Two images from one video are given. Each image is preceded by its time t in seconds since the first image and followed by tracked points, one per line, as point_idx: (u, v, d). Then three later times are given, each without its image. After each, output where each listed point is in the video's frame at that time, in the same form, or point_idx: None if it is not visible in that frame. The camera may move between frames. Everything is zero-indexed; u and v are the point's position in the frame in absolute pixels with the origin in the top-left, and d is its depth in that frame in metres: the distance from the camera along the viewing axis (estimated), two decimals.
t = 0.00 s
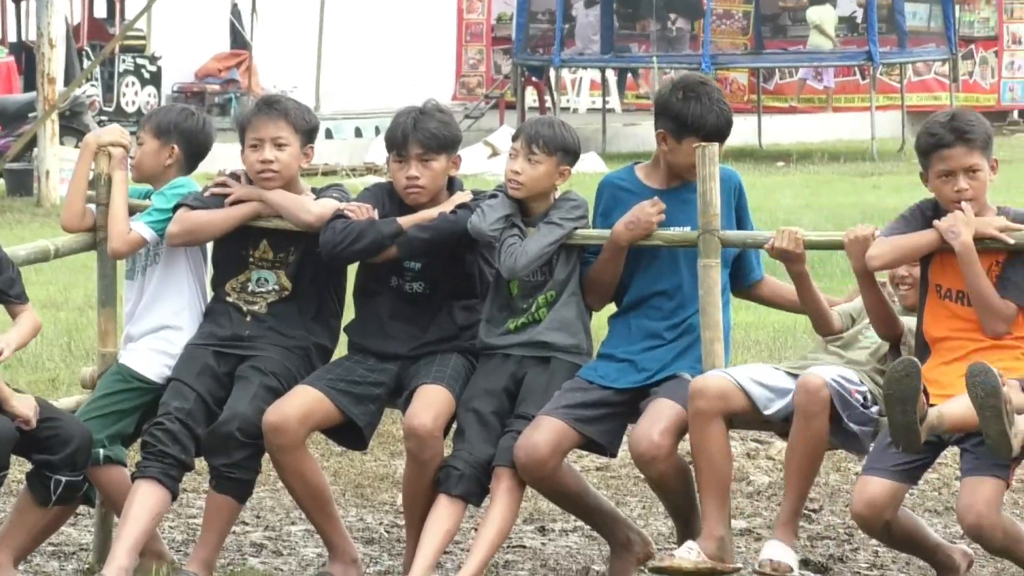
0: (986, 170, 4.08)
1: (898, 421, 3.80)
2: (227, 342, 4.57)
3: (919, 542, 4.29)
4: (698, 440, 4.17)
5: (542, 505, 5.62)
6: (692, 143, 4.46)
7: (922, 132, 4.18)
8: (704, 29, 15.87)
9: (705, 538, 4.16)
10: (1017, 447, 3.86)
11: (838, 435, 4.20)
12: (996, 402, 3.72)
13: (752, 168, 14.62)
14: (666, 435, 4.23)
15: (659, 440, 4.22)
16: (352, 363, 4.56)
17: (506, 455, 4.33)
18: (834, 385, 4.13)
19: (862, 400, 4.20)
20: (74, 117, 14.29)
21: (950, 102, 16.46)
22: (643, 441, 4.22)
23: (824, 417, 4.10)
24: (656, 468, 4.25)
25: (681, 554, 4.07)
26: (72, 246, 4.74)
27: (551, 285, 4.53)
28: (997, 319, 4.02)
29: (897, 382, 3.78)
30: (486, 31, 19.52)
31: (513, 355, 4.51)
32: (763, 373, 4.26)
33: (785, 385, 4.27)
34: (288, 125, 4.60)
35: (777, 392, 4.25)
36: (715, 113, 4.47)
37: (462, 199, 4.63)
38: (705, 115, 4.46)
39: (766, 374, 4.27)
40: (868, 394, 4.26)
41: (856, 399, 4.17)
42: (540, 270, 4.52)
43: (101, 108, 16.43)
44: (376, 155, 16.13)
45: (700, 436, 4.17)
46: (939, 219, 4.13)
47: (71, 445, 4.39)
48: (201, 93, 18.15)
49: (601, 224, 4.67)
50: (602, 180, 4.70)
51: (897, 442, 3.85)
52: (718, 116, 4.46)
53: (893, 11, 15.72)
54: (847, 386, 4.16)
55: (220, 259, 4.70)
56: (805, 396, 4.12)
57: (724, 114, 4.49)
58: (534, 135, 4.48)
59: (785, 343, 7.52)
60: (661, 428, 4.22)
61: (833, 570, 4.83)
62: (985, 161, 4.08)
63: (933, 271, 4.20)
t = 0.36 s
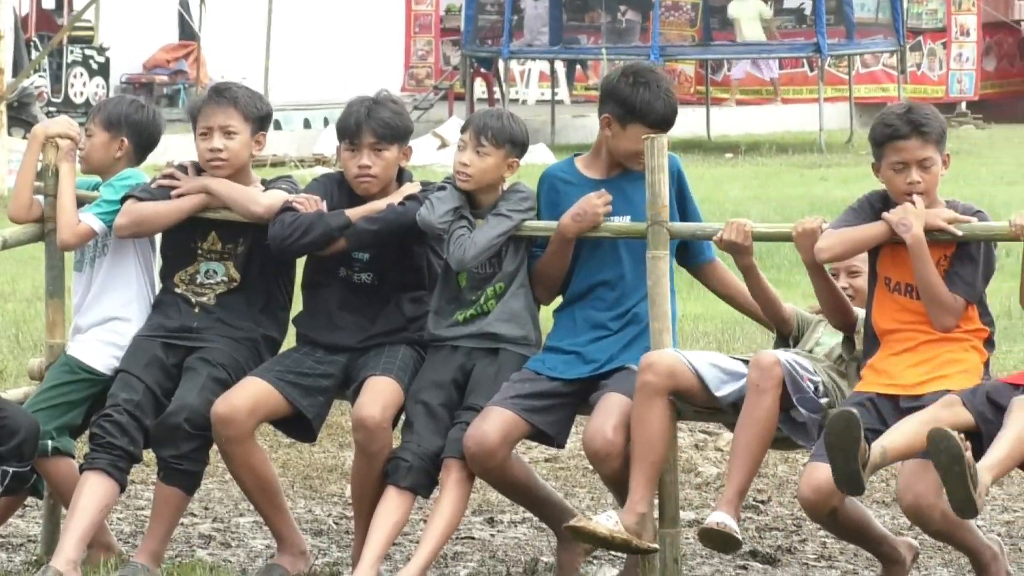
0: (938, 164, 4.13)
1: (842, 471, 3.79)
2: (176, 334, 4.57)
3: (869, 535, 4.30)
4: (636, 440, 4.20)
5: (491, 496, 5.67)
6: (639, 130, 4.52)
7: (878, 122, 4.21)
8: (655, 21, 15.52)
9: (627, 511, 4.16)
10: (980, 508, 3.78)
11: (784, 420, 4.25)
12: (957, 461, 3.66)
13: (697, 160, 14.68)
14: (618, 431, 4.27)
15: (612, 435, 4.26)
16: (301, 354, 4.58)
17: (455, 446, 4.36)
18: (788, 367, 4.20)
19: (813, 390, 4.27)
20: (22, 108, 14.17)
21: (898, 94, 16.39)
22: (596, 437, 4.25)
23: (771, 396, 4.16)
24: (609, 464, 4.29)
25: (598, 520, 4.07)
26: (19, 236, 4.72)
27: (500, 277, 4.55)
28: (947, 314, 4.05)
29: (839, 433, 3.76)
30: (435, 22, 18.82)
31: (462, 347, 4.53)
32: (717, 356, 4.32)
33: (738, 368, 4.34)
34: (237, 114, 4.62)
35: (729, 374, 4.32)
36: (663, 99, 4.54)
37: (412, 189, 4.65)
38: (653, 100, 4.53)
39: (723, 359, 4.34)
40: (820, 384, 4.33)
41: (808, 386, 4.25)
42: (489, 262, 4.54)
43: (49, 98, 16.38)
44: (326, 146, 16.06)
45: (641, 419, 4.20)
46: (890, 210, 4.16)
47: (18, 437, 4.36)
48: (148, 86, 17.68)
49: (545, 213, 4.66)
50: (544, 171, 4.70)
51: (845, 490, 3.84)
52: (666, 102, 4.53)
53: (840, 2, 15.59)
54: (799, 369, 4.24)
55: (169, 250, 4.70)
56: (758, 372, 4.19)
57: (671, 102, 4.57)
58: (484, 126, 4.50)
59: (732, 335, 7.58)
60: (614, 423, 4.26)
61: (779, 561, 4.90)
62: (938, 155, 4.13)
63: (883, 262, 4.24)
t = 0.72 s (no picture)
0: (895, 160, 4.16)
1: (822, 551, 3.85)
2: (133, 328, 4.57)
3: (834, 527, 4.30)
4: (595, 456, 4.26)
5: (450, 490, 5.70)
6: (539, 127, 4.43)
7: (837, 117, 4.24)
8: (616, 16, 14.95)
9: (591, 539, 4.21)
10: None
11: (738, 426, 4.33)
12: (936, 560, 3.75)
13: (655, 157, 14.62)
14: (563, 436, 4.28)
15: (556, 440, 4.27)
16: (258, 350, 4.59)
17: (412, 441, 4.38)
18: (734, 390, 4.26)
19: (764, 400, 4.35)
20: None
21: (858, 89, 16.17)
22: (540, 442, 4.27)
23: (716, 422, 4.21)
24: (554, 467, 4.31)
25: (565, 549, 4.10)
26: None
27: (458, 273, 4.57)
28: (900, 310, 4.09)
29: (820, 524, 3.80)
30: (394, 18, 18.20)
31: (421, 342, 4.55)
32: (665, 366, 4.35)
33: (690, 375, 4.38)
34: (194, 110, 4.61)
35: (682, 383, 4.35)
36: (565, 88, 4.41)
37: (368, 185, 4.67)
38: (552, 91, 4.41)
39: (671, 366, 4.36)
40: (773, 385, 4.40)
41: (759, 399, 4.32)
42: (447, 258, 4.56)
43: (7, 93, 16.20)
44: (285, 141, 15.97)
45: (599, 445, 4.26)
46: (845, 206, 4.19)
47: None
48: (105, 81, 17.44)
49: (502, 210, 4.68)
50: (496, 171, 4.73)
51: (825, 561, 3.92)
52: (566, 91, 4.41)
53: None
54: (746, 388, 4.29)
55: (128, 246, 4.70)
56: (703, 401, 4.24)
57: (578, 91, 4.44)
58: (436, 121, 4.52)
59: (692, 331, 7.61)
60: (559, 428, 4.27)
61: (738, 557, 4.94)
62: (896, 151, 4.16)
63: (839, 257, 4.28)
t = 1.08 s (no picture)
0: (858, 163, 4.16)
1: (791, 516, 3.89)
2: (94, 330, 4.57)
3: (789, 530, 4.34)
4: (560, 445, 4.29)
5: (411, 492, 5.71)
6: (474, 137, 4.45)
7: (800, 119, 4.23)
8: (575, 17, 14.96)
9: (557, 533, 4.22)
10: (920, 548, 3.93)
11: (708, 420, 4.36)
12: (894, 504, 3.78)
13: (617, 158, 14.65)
14: (529, 435, 4.30)
15: (522, 439, 4.29)
16: (220, 351, 4.60)
17: (373, 442, 4.39)
18: (714, 380, 4.30)
19: (736, 397, 4.38)
20: None
21: (819, 90, 16.23)
22: (507, 438, 4.29)
23: (692, 411, 4.24)
24: (521, 466, 4.34)
25: (532, 540, 4.12)
26: None
27: (420, 274, 4.58)
28: (861, 310, 4.13)
29: (793, 483, 3.84)
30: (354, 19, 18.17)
31: (382, 343, 4.56)
32: (637, 362, 4.38)
33: (657, 371, 4.41)
34: (153, 110, 4.62)
35: (649, 380, 4.38)
36: (497, 97, 4.41)
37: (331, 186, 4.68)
38: (483, 99, 4.42)
39: (639, 364, 4.39)
40: (744, 384, 4.45)
41: (732, 394, 4.36)
42: (409, 259, 4.58)
43: None
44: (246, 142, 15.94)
45: (569, 442, 4.27)
46: (807, 208, 4.21)
47: None
48: (66, 81, 17.35)
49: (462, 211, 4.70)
50: (454, 176, 4.75)
51: (789, 528, 3.96)
52: (497, 100, 4.41)
53: None
54: (723, 381, 4.33)
55: (89, 247, 4.70)
56: (682, 387, 4.27)
57: (515, 101, 4.43)
58: (399, 123, 4.53)
59: (651, 331, 7.64)
60: (525, 427, 4.29)
61: (699, 557, 4.97)
62: (859, 154, 4.16)
63: (799, 259, 4.32)
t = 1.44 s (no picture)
0: (813, 170, 4.20)
1: (739, 481, 3.86)
2: (48, 332, 4.57)
3: (742, 534, 4.35)
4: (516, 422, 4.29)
5: (366, 495, 5.71)
6: (431, 129, 4.50)
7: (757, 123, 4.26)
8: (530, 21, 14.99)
9: (526, 545, 4.26)
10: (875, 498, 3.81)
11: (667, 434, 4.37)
12: (849, 454, 3.72)
13: (574, 160, 14.73)
14: (480, 426, 4.28)
15: (473, 430, 4.27)
16: (174, 353, 4.60)
17: (328, 443, 4.39)
18: (664, 397, 4.30)
19: (689, 404, 4.39)
20: None
21: (774, 93, 16.31)
22: (457, 430, 4.26)
23: (650, 427, 4.26)
24: (471, 459, 4.30)
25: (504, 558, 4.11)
26: None
27: (375, 277, 4.62)
28: (815, 315, 4.18)
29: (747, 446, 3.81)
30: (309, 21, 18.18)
31: (337, 345, 4.57)
32: (588, 371, 4.40)
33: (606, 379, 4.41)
34: (113, 111, 4.63)
35: (603, 388, 4.40)
36: (456, 91, 4.48)
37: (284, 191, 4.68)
38: (442, 93, 4.49)
39: (590, 372, 4.41)
40: (695, 389, 4.45)
41: (684, 403, 4.36)
42: (364, 261, 4.62)
43: None
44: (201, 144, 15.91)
45: (527, 450, 4.29)
46: (762, 212, 4.26)
47: None
48: (20, 83, 17.26)
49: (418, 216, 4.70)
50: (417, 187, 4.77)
51: (734, 496, 3.92)
52: (456, 92, 4.47)
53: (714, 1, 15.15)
54: (674, 393, 4.33)
55: (44, 249, 4.70)
56: (634, 407, 4.27)
57: (476, 97, 4.49)
58: (358, 124, 4.55)
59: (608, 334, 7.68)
60: (475, 419, 4.28)
61: (653, 560, 5.00)
62: (813, 161, 4.19)
63: (755, 262, 4.36)
